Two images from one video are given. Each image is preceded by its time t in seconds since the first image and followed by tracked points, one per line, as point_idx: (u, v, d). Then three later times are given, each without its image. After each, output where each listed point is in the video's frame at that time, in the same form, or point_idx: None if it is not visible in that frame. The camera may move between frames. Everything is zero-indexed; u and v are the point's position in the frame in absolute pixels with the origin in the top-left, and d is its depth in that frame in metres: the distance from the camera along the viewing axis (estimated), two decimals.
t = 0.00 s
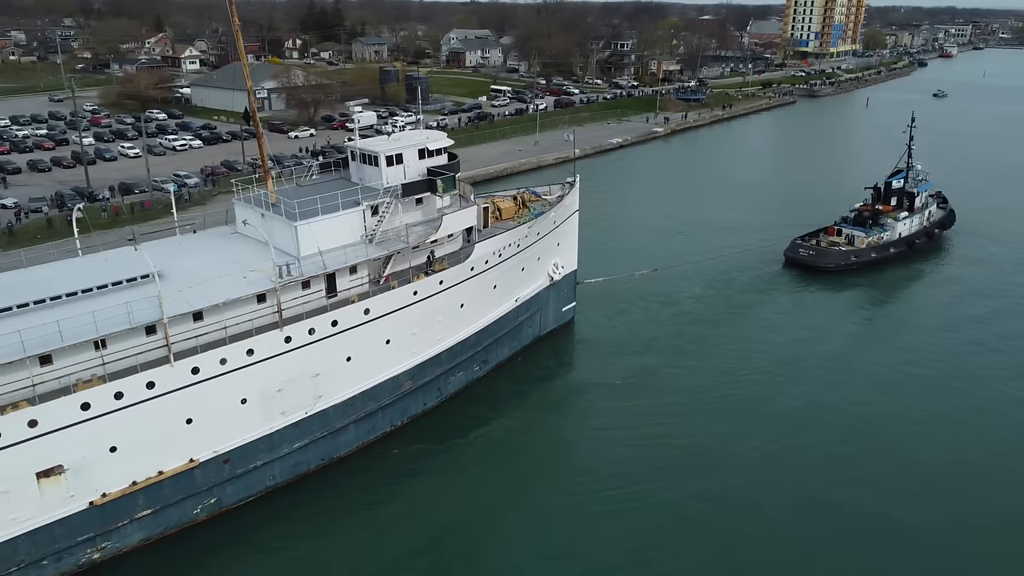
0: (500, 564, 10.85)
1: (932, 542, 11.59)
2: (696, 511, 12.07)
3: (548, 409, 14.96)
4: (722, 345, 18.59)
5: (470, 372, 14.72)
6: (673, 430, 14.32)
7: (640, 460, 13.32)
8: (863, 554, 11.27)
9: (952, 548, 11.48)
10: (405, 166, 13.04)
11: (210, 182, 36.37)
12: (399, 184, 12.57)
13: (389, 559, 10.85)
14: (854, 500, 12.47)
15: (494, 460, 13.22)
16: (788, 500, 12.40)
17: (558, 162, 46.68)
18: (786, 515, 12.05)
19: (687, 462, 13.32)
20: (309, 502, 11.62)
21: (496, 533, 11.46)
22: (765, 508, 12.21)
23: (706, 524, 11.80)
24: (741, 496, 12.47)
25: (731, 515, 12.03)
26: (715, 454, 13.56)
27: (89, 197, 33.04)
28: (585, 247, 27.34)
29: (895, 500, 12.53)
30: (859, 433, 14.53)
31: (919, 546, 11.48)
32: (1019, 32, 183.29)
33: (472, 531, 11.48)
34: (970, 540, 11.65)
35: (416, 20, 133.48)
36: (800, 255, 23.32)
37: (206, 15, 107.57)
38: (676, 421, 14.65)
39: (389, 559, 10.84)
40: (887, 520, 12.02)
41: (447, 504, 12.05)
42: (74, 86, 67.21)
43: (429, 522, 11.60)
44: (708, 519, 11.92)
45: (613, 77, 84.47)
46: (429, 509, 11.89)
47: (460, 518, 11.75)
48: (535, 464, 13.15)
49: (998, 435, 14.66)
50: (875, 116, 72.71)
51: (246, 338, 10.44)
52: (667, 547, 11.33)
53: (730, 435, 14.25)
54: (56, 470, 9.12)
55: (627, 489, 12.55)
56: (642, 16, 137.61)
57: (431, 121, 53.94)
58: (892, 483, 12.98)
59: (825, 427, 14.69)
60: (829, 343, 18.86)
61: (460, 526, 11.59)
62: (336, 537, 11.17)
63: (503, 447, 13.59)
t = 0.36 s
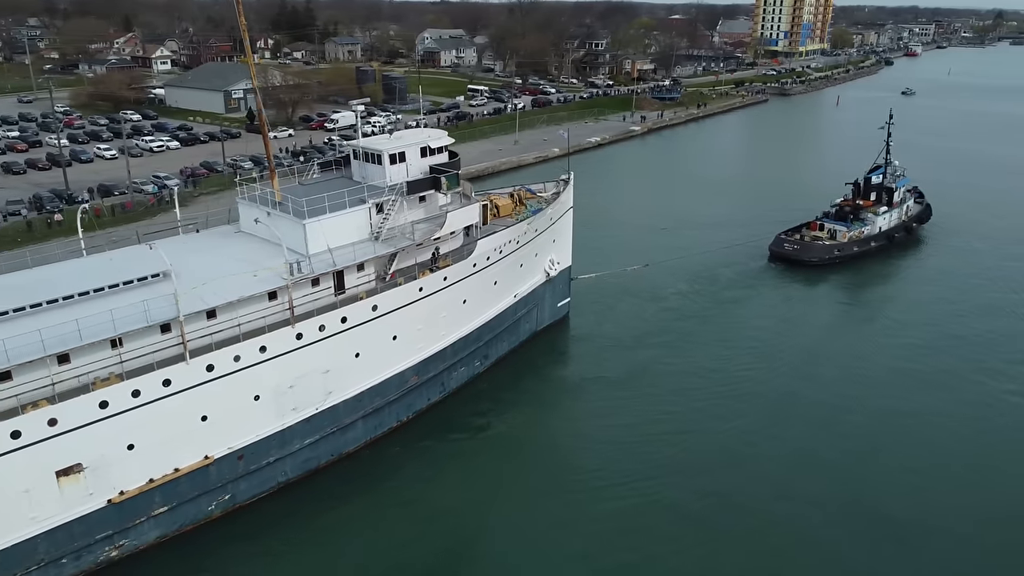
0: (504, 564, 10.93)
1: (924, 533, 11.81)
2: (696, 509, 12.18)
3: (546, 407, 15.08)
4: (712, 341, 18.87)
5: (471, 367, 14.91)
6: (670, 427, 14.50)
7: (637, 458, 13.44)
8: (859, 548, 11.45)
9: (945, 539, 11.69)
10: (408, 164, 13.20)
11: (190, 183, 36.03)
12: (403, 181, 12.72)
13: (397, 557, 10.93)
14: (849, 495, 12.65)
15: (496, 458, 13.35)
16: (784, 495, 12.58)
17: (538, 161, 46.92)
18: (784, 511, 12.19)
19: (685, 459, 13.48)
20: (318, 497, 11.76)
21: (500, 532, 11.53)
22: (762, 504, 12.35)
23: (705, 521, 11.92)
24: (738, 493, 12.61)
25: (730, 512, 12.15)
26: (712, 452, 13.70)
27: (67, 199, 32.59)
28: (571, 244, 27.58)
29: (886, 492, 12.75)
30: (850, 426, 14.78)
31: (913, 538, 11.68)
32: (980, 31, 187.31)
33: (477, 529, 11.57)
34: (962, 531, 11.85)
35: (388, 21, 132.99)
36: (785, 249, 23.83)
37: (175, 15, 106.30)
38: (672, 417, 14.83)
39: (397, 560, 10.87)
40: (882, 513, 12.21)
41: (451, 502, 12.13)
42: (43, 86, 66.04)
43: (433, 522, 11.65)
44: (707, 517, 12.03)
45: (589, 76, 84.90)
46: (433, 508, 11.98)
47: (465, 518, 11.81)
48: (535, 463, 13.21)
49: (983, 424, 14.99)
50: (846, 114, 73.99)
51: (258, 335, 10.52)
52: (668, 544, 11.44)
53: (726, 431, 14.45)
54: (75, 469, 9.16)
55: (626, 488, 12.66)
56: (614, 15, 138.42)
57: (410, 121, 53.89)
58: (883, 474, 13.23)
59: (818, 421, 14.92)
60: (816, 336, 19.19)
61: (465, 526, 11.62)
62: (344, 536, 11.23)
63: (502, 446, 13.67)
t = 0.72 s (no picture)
0: (512, 562, 11.06)
1: (918, 525, 12.10)
2: (696, 507, 12.38)
3: (544, 406, 15.25)
4: (703, 337, 19.18)
5: (474, 363, 15.11)
6: (668, 425, 14.74)
7: (638, 455, 13.64)
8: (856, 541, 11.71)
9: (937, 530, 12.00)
10: (411, 163, 13.39)
11: (172, 185, 35.75)
12: (409, 179, 12.91)
13: (408, 554, 11.06)
14: (844, 488, 12.94)
15: (499, 456, 13.50)
16: (782, 490, 12.85)
17: (520, 160, 47.14)
18: (783, 507, 12.42)
19: (683, 456, 13.70)
20: (328, 494, 11.87)
21: (506, 531, 11.65)
22: (760, 500, 12.59)
23: (706, 518, 12.12)
24: (737, 489, 12.85)
25: (729, 509, 12.37)
26: (709, 450, 13.94)
27: (48, 202, 32.19)
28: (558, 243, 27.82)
29: (880, 486, 13.05)
30: (842, 420, 15.12)
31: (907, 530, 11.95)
32: (945, 29, 190.92)
33: (484, 526, 11.71)
34: (954, 522, 12.15)
35: (361, 20, 132.28)
36: (771, 244, 24.33)
37: (146, 15, 104.97)
38: (669, 415, 15.07)
39: (407, 557, 10.99)
40: (877, 506, 12.50)
41: (457, 500, 12.26)
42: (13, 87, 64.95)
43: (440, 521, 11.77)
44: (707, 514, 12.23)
45: (566, 76, 85.33)
46: (440, 506, 12.10)
47: (471, 516, 11.94)
48: (537, 462, 13.36)
49: (970, 415, 15.38)
50: (818, 111, 75.16)
51: (272, 332, 10.62)
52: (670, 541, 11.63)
53: (722, 428, 14.71)
54: (96, 467, 9.21)
55: (627, 487, 12.84)
56: (587, 15, 139.12)
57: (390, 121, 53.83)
58: (875, 467, 13.54)
59: (811, 416, 15.24)
60: (804, 332, 19.57)
61: (471, 524, 11.75)
62: (355, 534, 11.34)
63: (504, 446, 13.81)
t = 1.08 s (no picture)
0: (518, 560, 11.04)
1: (917, 515, 12.24)
2: (698, 503, 12.42)
3: (543, 405, 15.29)
4: (696, 333, 19.36)
5: (475, 359, 15.28)
6: (666, 421, 14.84)
7: (638, 452, 13.71)
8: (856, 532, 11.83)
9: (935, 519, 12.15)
10: (414, 161, 13.55)
11: (154, 187, 35.42)
12: (413, 178, 13.10)
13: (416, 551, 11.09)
14: (842, 481, 13.07)
15: (500, 456, 13.51)
16: (781, 483, 12.97)
17: (501, 159, 47.27)
18: (785, 501, 12.51)
19: (683, 452, 13.79)
20: (337, 491, 11.97)
21: (510, 530, 11.63)
22: (761, 494, 12.71)
23: (708, 513, 12.18)
24: (738, 484, 12.92)
25: (731, 504, 12.43)
26: (708, 445, 14.03)
27: (27, 204, 31.75)
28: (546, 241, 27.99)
29: (877, 477, 13.20)
30: (836, 413, 15.33)
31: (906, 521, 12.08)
32: (912, 28, 194.30)
33: (489, 523, 11.74)
34: (951, 512, 12.31)
35: (335, 20, 131.58)
36: (757, 240, 24.87)
37: (116, 15, 103.62)
38: (666, 411, 15.17)
39: (415, 554, 11.02)
40: (876, 498, 12.63)
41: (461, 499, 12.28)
42: None
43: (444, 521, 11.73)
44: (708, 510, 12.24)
45: (543, 75, 85.66)
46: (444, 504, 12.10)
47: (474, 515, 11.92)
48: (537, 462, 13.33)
49: (960, 405, 15.64)
50: (792, 110, 76.22)
51: (285, 328, 10.72)
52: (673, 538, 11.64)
53: (720, 423, 14.84)
54: (116, 464, 9.28)
55: (628, 485, 12.85)
56: (561, 14, 139.58)
57: (370, 120, 53.62)
58: (871, 459, 13.71)
59: (805, 409, 15.43)
60: (794, 327, 19.82)
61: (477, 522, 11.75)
62: (363, 531, 11.38)
63: (504, 446, 13.80)
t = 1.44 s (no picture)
0: (527, 561, 11.04)
1: (917, 508, 12.37)
2: (702, 500, 12.47)
3: (541, 406, 15.30)
4: (687, 330, 19.51)
5: (476, 354, 15.46)
6: (665, 418, 14.91)
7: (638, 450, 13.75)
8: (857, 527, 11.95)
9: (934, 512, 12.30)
10: (417, 159, 13.70)
11: (135, 188, 34.93)
12: (417, 175, 13.25)
13: (426, 548, 11.17)
14: (840, 474, 13.21)
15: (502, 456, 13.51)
16: (782, 478, 13.08)
17: (483, 159, 47.34)
18: (786, 496, 12.62)
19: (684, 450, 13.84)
20: (344, 488, 12.07)
21: (518, 531, 11.59)
22: (760, 488, 12.86)
23: (711, 510, 12.25)
24: (738, 481, 12.96)
25: (733, 500, 12.51)
26: (707, 442, 14.11)
27: (6, 206, 31.26)
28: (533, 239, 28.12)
29: (874, 470, 13.34)
30: (831, 407, 15.50)
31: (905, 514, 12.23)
32: (878, 28, 197.77)
33: (495, 520, 11.81)
34: (948, 504, 12.48)
35: (307, 20, 130.50)
36: (744, 235, 25.38)
37: (85, 15, 102.02)
38: (664, 409, 15.25)
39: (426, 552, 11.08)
40: (874, 491, 12.79)
41: (466, 499, 12.28)
42: None
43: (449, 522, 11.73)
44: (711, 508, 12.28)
45: (520, 75, 85.82)
46: (451, 505, 12.09)
47: (479, 516, 11.91)
48: (537, 464, 13.30)
49: (950, 397, 15.91)
50: (767, 108, 77.18)
51: (298, 325, 10.81)
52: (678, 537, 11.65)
53: (717, 418, 15.00)
54: (136, 461, 9.34)
55: (630, 482, 12.90)
56: (535, 14, 139.84)
57: (350, 120, 53.36)
58: (865, 450, 13.93)
59: (799, 403, 15.66)
60: (783, 323, 20.05)
61: (484, 523, 11.76)
62: (373, 529, 11.46)
63: (504, 448, 13.78)
